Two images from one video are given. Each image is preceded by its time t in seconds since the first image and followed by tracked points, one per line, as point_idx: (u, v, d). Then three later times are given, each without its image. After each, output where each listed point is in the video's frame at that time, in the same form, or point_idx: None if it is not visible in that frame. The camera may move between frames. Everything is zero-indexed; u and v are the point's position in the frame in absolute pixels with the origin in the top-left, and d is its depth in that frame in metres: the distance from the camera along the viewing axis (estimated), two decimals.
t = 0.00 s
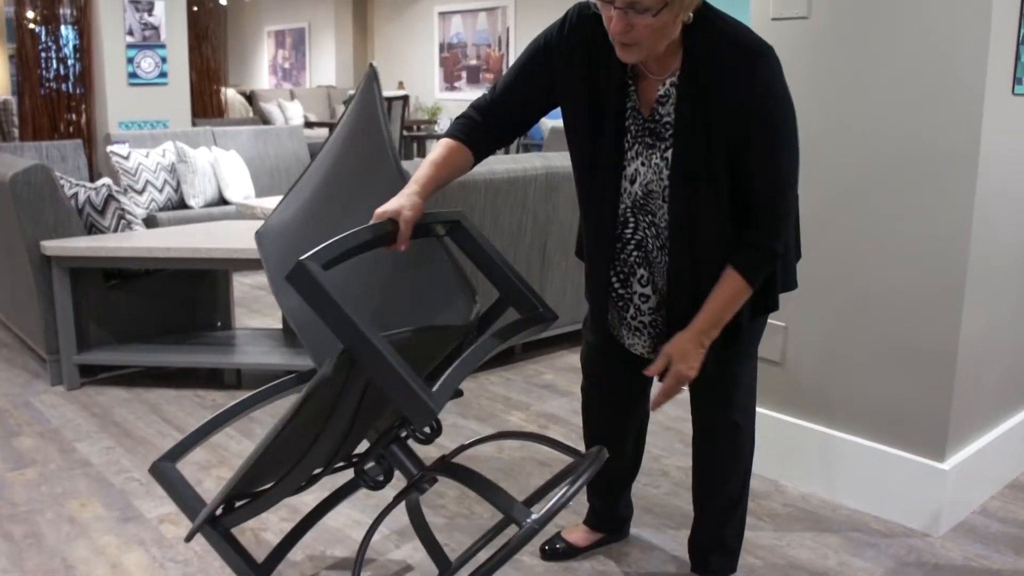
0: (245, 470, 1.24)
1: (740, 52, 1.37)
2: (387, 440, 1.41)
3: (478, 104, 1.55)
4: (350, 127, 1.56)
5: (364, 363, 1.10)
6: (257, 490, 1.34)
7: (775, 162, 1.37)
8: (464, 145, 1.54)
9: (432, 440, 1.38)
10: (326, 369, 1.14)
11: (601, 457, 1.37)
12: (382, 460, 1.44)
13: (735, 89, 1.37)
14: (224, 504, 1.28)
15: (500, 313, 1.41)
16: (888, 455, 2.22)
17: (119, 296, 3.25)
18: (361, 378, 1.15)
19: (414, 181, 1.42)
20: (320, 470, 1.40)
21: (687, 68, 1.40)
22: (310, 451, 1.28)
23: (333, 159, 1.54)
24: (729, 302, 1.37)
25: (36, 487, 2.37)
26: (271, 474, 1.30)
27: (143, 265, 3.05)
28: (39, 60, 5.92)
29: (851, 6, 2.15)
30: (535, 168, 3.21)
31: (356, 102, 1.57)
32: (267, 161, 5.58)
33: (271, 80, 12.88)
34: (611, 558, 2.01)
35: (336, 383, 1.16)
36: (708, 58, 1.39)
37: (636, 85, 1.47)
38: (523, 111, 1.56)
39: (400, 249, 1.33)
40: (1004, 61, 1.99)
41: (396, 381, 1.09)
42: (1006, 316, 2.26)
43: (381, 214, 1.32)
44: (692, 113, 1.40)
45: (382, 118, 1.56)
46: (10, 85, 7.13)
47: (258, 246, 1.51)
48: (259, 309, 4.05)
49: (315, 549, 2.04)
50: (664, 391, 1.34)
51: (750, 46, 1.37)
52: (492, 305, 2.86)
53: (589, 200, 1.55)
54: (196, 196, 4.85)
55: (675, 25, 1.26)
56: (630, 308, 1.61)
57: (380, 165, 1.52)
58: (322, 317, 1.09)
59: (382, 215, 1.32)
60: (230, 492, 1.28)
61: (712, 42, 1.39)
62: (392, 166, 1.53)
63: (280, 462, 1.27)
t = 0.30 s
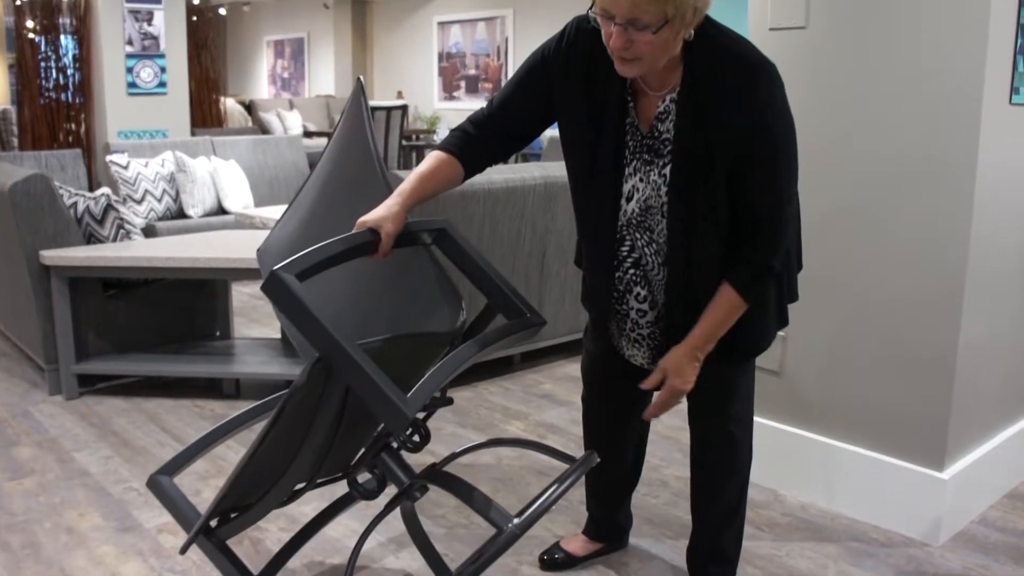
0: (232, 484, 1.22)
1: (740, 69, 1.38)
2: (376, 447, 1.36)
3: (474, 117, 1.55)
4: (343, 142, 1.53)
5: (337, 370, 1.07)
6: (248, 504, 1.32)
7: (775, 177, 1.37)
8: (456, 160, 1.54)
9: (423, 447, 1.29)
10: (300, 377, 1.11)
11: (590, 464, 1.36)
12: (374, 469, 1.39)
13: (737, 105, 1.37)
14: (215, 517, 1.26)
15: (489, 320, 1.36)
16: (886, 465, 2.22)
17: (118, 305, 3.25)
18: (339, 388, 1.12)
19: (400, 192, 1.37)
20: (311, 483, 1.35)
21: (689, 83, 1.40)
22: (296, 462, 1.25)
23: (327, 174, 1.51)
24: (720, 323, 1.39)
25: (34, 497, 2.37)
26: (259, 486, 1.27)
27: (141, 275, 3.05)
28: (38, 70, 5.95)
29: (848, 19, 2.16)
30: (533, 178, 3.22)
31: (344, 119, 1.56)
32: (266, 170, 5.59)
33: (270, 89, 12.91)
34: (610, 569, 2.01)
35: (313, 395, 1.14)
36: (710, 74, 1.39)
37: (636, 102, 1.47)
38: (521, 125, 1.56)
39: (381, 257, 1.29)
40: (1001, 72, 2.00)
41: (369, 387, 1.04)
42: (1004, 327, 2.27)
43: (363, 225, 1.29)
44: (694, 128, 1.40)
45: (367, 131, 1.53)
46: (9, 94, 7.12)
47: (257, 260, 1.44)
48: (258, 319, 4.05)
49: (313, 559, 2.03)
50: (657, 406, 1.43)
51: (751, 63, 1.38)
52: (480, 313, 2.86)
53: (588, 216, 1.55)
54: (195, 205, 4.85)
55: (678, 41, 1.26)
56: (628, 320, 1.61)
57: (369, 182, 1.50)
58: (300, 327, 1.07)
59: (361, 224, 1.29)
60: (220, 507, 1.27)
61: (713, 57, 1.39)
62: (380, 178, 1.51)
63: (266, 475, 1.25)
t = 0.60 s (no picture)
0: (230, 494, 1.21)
1: (731, 88, 1.38)
2: (375, 462, 1.34)
3: (471, 134, 1.53)
4: (338, 145, 1.43)
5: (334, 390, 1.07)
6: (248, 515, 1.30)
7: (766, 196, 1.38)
8: (453, 175, 1.49)
9: (421, 462, 1.29)
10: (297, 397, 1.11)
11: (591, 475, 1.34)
12: (371, 482, 1.36)
13: (730, 124, 1.37)
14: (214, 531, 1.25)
15: (488, 331, 1.35)
16: (885, 476, 2.22)
17: (117, 316, 3.25)
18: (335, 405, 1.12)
19: (396, 202, 1.37)
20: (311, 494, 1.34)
21: (681, 100, 1.40)
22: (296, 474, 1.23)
23: (322, 182, 1.43)
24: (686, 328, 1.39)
25: (32, 508, 2.36)
26: (258, 500, 1.26)
27: (140, 286, 3.05)
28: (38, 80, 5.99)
29: (845, 33, 2.17)
30: (532, 190, 3.23)
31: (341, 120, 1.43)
32: (265, 181, 5.60)
33: (270, 101, 12.93)
34: None
35: (309, 413, 1.14)
36: (702, 93, 1.39)
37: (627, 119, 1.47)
38: (518, 143, 1.54)
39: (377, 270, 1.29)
40: (998, 84, 2.01)
41: (363, 405, 1.05)
42: (1002, 338, 2.27)
43: (358, 237, 1.28)
44: (686, 146, 1.40)
45: (364, 137, 1.42)
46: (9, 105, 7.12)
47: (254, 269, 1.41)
48: (258, 330, 4.05)
49: (312, 571, 2.03)
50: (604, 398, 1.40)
51: (743, 82, 1.38)
52: (476, 324, 2.86)
53: (580, 232, 1.55)
54: (195, 217, 4.86)
55: (666, 63, 1.24)
56: (619, 334, 1.61)
57: (364, 193, 1.41)
58: (294, 347, 1.07)
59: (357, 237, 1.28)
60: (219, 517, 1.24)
61: (706, 75, 1.39)
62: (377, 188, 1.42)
63: (265, 487, 1.23)
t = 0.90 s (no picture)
0: (229, 506, 1.18)
1: (722, 98, 1.38)
2: (372, 471, 1.33)
3: (468, 146, 1.52)
4: (330, 154, 1.43)
5: (332, 399, 1.07)
6: (245, 528, 1.27)
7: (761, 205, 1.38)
8: (450, 185, 1.49)
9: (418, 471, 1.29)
10: (295, 409, 1.11)
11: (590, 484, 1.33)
12: (369, 492, 1.36)
13: (724, 133, 1.38)
14: (212, 542, 1.22)
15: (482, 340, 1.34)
16: (885, 484, 2.22)
17: (117, 326, 3.25)
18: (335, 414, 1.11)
19: (391, 212, 1.35)
20: (309, 503, 1.32)
21: (673, 112, 1.40)
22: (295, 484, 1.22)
23: (313, 192, 1.43)
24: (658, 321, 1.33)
25: (32, 518, 2.36)
26: (257, 510, 1.24)
27: (140, 295, 3.05)
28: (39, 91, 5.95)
29: (843, 43, 2.18)
30: (532, 199, 3.23)
31: (335, 126, 1.44)
32: (264, 191, 5.61)
33: (269, 110, 12.94)
34: None
35: (308, 422, 1.13)
36: (693, 104, 1.39)
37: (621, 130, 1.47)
38: (514, 152, 1.54)
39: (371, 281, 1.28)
40: (996, 94, 2.01)
41: (362, 413, 1.05)
42: (1002, 348, 2.27)
43: (354, 248, 1.27)
44: (680, 156, 1.40)
45: (356, 147, 1.42)
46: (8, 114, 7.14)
47: (247, 278, 1.43)
48: (258, 339, 4.05)
49: None
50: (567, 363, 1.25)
51: (737, 91, 1.39)
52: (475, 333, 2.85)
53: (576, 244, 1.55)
54: (194, 226, 4.86)
55: (657, 73, 1.21)
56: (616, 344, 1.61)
57: (356, 203, 1.41)
58: (292, 357, 1.07)
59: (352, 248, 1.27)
60: (217, 529, 1.22)
61: (697, 86, 1.40)
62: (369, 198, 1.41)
63: (264, 497, 1.21)
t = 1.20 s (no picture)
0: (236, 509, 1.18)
1: (704, 107, 1.32)
2: (379, 479, 1.33)
3: (475, 156, 1.49)
4: (342, 166, 1.45)
5: (345, 404, 1.06)
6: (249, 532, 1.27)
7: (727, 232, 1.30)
8: (460, 196, 1.46)
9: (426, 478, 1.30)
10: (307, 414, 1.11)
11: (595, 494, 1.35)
12: (375, 500, 1.36)
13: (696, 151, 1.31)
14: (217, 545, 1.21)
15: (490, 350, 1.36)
16: (885, 492, 2.22)
17: (116, 333, 3.25)
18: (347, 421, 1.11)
19: (405, 221, 1.35)
20: (317, 509, 1.31)
21: (658, 124, 1.34)
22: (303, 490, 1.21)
23: (325, 201, 1.43)
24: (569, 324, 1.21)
25: (30, 526, 2.35)
26: (263, 515, 1.23)
27: (139, 303, 3.05)
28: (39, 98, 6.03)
29: (841, 51, 2.18)
30: (531, 206, 3.23)
31: (349, 136, 1.46)
32: (264, 199, 5.61)
33: (269, 118, 12.96)
34: None
35: (319, 429, 1.13)
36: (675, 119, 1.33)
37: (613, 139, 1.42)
38: (520, 160, 1.49)
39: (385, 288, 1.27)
40: (994, 102, 2.02)
41: (374, 418, 1.05)
42: (1002, 356, 2.27)
43: (368, 255, 1.27)
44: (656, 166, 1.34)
45: (370, 155, 1.45)
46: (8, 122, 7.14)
47: (255, 286, 1.42)
48: (258, 347, 4.05)
49: None
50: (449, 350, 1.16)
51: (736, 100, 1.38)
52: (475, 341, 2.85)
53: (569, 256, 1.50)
54: (194, 233, 4.86)
55: (650, 81, 1.21)
56: (615, 354, 1.60)
57: (370, 210, 1.42)
58: (308, 361, 1.07)
59: (366, 254, 1.27)
60: (222, 532, 1.21)
61: (682, 94, 1.33)
62: (381, 203, 1.43)
63: (271, 502, 1.21)
